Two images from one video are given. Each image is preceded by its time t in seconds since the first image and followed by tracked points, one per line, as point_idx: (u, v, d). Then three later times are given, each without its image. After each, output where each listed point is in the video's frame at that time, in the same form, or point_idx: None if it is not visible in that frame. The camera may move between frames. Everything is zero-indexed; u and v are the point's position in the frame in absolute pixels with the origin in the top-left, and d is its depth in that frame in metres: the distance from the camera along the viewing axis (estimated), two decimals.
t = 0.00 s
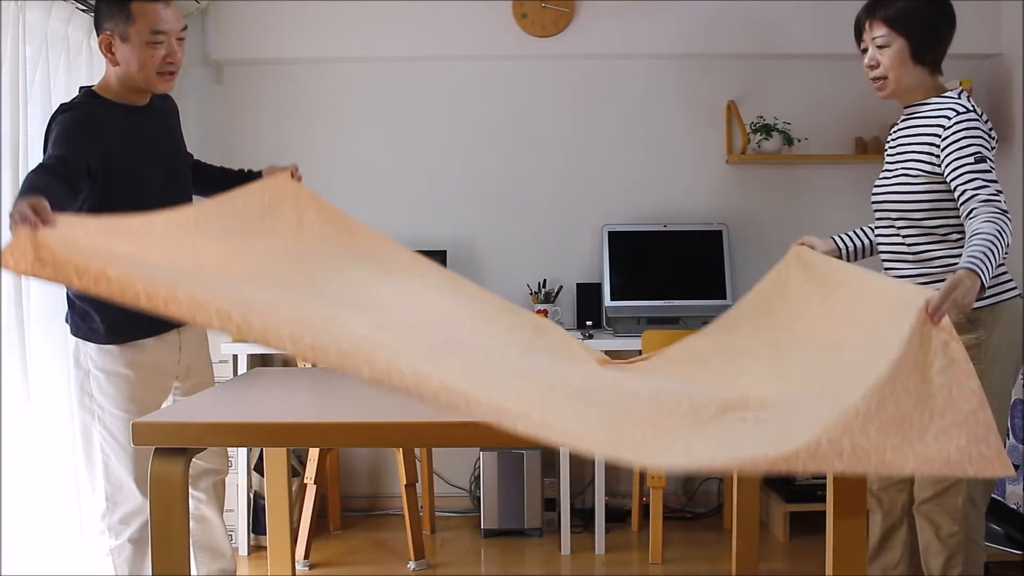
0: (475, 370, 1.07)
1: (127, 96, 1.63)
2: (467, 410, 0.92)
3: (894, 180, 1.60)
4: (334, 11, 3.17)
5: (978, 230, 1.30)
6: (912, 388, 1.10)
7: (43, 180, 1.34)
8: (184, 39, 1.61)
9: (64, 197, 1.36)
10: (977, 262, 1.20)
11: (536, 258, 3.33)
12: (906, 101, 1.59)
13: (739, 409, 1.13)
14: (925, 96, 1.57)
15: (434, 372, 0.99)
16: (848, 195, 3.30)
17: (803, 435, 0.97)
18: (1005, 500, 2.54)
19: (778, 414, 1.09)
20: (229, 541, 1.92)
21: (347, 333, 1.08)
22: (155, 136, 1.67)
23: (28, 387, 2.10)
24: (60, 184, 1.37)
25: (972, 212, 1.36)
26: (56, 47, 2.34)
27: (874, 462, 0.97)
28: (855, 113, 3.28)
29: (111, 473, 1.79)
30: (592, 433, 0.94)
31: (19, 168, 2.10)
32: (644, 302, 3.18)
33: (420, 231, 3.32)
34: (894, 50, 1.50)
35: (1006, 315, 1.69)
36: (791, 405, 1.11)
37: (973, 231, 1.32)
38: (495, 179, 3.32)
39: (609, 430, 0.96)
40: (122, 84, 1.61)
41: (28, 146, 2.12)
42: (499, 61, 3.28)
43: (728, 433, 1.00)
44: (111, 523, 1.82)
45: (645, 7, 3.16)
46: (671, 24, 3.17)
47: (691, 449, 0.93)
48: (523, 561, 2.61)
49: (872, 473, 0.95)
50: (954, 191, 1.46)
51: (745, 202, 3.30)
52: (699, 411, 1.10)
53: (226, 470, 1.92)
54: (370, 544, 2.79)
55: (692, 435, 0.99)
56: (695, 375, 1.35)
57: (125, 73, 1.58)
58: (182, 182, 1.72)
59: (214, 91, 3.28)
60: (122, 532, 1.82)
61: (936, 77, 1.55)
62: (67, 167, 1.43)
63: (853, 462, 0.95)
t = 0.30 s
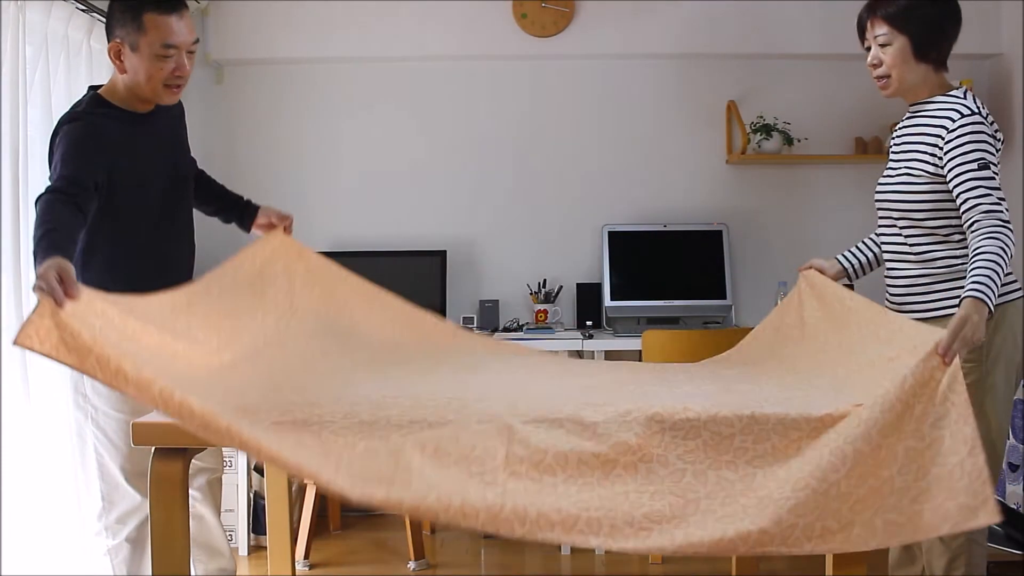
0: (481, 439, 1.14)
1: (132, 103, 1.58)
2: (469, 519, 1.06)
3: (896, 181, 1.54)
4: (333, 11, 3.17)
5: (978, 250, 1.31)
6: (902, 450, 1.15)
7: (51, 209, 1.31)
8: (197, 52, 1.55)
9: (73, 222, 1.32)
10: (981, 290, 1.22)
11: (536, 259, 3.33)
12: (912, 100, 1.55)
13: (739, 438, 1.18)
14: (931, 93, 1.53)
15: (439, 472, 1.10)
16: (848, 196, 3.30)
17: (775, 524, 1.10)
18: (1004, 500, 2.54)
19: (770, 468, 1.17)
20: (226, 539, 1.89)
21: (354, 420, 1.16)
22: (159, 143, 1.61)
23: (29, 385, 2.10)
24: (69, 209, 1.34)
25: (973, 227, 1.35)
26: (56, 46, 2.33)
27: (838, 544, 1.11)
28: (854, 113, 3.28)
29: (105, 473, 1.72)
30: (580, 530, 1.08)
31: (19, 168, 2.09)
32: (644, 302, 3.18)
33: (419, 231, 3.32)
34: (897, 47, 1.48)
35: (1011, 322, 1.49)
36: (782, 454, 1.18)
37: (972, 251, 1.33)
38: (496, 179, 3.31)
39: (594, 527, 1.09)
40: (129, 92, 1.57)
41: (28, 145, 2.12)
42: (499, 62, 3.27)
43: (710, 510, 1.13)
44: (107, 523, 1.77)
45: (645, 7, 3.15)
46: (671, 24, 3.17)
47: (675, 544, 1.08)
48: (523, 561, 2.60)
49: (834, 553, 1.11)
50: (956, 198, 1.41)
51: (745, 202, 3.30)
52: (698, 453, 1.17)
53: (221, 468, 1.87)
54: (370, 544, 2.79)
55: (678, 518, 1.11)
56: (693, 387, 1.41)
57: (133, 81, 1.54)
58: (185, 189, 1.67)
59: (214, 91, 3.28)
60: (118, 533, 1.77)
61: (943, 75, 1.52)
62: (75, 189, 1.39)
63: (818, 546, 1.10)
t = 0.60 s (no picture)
0: (465, 447, 1.14)
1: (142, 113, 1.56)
2: (461, 547, 1.14)
3: (895, 177, 1.54)
4: (333, 11, 3.17)
5: (973, 256, 1.32)
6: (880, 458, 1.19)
7: (56, 229, 1.30)
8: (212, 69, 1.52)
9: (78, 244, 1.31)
10: (977, 298, 1.24)
11: (536, 258, 3.33)
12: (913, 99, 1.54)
13: (726, 430, 1.16)
14: (931, 92, 1.52)
15: (426, 497, 1.14)
16: (847, 196, 3.30)
17: (748, 531, 1.15)
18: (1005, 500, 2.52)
19: (756, 460, 1.15)
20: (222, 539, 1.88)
21: (340, 424, 1.16)
22: (163, 157, 1.61)
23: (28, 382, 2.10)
24: (76, 229, 1.33)
25: (969, 228, 1.35)
26: (56, 46, 2.33)
27: (813, 550, 1.16)
28: (854, 113, 3.28)
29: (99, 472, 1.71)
30: (563, 546, 1.14)
31: (18, 167, 2.09)
32: (644, 302, 3.17)
33: (419, 231, 3.32)
34: (894, 46, 1.48)
35: (1009, 325, 1.43)
36: (770, 451, 1.16)
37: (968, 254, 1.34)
38: (495, 179, 3.32)
39: (576, 543, 1.14)
40: (139, 100, 1.54)
41: (28, 145, 2.12)
42: (498, 62, 3.28)
43: (689, 509, 1.14)
44: (103, 523, 1.76)
45: (644, 6, 3.15)
46: (670, 24, 3.17)
47: (651, 551, 1.14)
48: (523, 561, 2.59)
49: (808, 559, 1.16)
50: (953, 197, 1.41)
51: (745, 202, 3.30)
52: (682, 445, 1.15)
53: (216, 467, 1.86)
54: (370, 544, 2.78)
55: (658, 520, 1.14)
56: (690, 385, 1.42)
57: (144, 91, 1.51)
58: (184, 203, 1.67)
59: (214, 91, 3.28)
60: (115, 532, 1.77)
61: (943, 72, 1.52)
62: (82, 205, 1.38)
63: (791, 551, 1.16)
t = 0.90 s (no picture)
0: (476, 453, 1.14)
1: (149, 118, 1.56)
2: (474, 548, 1.16)
3: (891, 176, 1.54)
4: (333, 11, 3.17)
5: (966, 256, 1.33)
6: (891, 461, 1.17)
7: (65, 247, 1.28)
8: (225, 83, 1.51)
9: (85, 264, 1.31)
10: (971, 301, 1.27)
11: (536, 259, 3.33)
12: (908, 99, 1.54)
13: (735, 431, 1.14)
14: (927, 92, 1.52)
15: (439, 502, 1.15)
16: (848, 196, 3.30)
17: (752, 534, 1.15)
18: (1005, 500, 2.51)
19: (762, 467, 1.15)
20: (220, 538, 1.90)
21: (348, 430, 1.15)
22: (167, 166, 1.61)
23: (29, 379, 2.10)
24: (80, 244, 1.31)
25: (964, 226, 1.35)
26: (56, 46, 2.33)
27: (819, 555, 1.16)
28: (853, 113, 3.28)
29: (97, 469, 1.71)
30: (572, 545, 1.15)
31: (18, 166, 2.09)
32: (644, 302, 3.17)
33: (419, 231, 3.32)
34: (890, 47, 1.49)
35: (1001, 322, 1.45)
36: (777, 457, 1.15)
37: (961, 254, 1.35)
38: (496, 180, 3.32)
39: (584, 543, 1.15)
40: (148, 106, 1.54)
41: (28, 145, 2.12)
42: (498, 62, 3.28)
43: (695, 510, 1.15)
44: (100, 522, 1.76)
45: (644, 6, 3.15)
46: (670, 23, 3.16)
47: (657, 551, 1.15)
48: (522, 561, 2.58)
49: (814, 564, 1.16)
50: (947, 195, 1.41)
51: (746, 202, 3.30)
52: (688, 451, 1.14)
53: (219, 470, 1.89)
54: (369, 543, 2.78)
55: (664, 519, 1.15)
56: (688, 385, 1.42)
57: (154, 99, 1.49)
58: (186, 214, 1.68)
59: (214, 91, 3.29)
60: (113, 531, 1.77)
61: (940, 73, 1.52)
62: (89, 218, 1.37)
63: (798, 556, 1.16)
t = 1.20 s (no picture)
0: (477, 453, 1.14)
1: (153, 123, 1.54)
2: (475, 549, 1.16)
3: (889, 177, 1.54)
4: (334, 11, 3.17)
5: (962, 254, 1.33)
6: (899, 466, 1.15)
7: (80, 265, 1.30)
8: (231, 90, 1.49)
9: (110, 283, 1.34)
10: (968, 299, 1.27)
11: (537, 259, 3.33)
12: (905, 100, 1.54)
13: (736, 434, 1.14)
14: (925, 93, 1.52)
15: (439, 503, 1.15)
16: (848, 196, 3.30)
17: (754, 537, 1.16)
18: (1005, 500, 2.51)
19: (762, 468, 1.15)
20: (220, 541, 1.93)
21: (348, 430, 1.15)
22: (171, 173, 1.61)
23: (28, 379, 2.10)
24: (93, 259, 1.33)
25: (958, 224, 1.35)
26: (56, 46, 2.33)
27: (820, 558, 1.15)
28: (853, 113, 3.28)
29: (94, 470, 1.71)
30: (574, 548, 1.15)
31: (18, 166, 2.09)
32: (644, 302, 3.17)
33: (420, 232, 3.32)
34: (887, 48, 1.49)
35: (999, 321, 1.45)
36: (778, 459, 1.14)
37: (957, 253, 1.35)
38: (495, 180, 3.32)
39: (586, 546, 1.15)
40: (155, 110, 1.52)
41: (27, 145, 2.12)
42: (498, 62, 3.28)
43: (696, 515, 1.15)
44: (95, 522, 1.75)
45: (645, 6, 3.15)
46: (670, 24, 3.16)
47: (659, 554, 1.15)
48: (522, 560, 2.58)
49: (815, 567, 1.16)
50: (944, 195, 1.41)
51: (746, 202, 3.30)
52: (690, 451, 1.14)
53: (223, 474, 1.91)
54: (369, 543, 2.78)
55: (666, 523, 1.15)
56: (689, 386, 1.41)
57: (161, 104, 1.48)
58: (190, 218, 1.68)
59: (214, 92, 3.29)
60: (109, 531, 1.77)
61: (938, 73, 1.52)
62: (101, 232, 1.38)
63: (799, 560, 1.16)
